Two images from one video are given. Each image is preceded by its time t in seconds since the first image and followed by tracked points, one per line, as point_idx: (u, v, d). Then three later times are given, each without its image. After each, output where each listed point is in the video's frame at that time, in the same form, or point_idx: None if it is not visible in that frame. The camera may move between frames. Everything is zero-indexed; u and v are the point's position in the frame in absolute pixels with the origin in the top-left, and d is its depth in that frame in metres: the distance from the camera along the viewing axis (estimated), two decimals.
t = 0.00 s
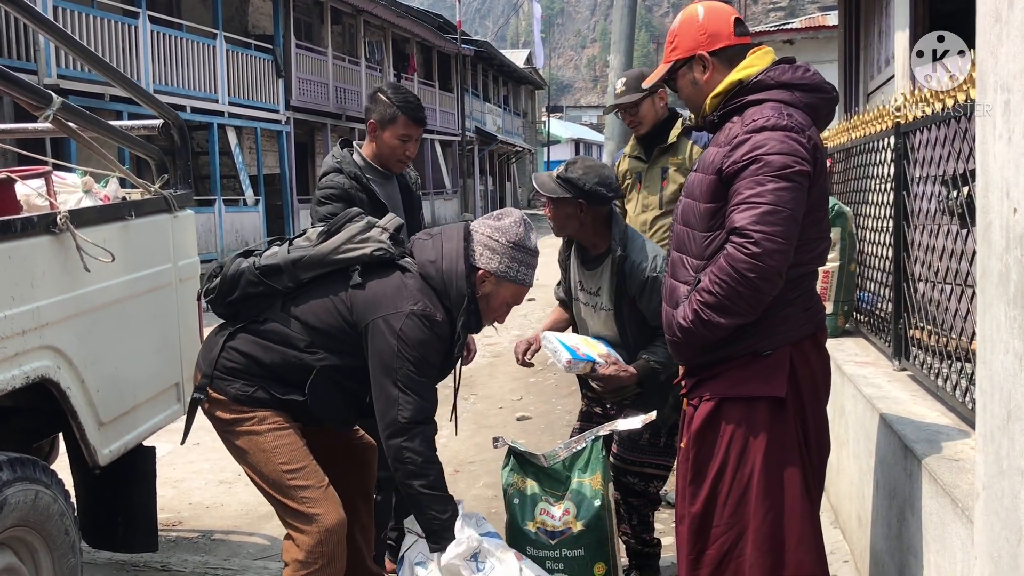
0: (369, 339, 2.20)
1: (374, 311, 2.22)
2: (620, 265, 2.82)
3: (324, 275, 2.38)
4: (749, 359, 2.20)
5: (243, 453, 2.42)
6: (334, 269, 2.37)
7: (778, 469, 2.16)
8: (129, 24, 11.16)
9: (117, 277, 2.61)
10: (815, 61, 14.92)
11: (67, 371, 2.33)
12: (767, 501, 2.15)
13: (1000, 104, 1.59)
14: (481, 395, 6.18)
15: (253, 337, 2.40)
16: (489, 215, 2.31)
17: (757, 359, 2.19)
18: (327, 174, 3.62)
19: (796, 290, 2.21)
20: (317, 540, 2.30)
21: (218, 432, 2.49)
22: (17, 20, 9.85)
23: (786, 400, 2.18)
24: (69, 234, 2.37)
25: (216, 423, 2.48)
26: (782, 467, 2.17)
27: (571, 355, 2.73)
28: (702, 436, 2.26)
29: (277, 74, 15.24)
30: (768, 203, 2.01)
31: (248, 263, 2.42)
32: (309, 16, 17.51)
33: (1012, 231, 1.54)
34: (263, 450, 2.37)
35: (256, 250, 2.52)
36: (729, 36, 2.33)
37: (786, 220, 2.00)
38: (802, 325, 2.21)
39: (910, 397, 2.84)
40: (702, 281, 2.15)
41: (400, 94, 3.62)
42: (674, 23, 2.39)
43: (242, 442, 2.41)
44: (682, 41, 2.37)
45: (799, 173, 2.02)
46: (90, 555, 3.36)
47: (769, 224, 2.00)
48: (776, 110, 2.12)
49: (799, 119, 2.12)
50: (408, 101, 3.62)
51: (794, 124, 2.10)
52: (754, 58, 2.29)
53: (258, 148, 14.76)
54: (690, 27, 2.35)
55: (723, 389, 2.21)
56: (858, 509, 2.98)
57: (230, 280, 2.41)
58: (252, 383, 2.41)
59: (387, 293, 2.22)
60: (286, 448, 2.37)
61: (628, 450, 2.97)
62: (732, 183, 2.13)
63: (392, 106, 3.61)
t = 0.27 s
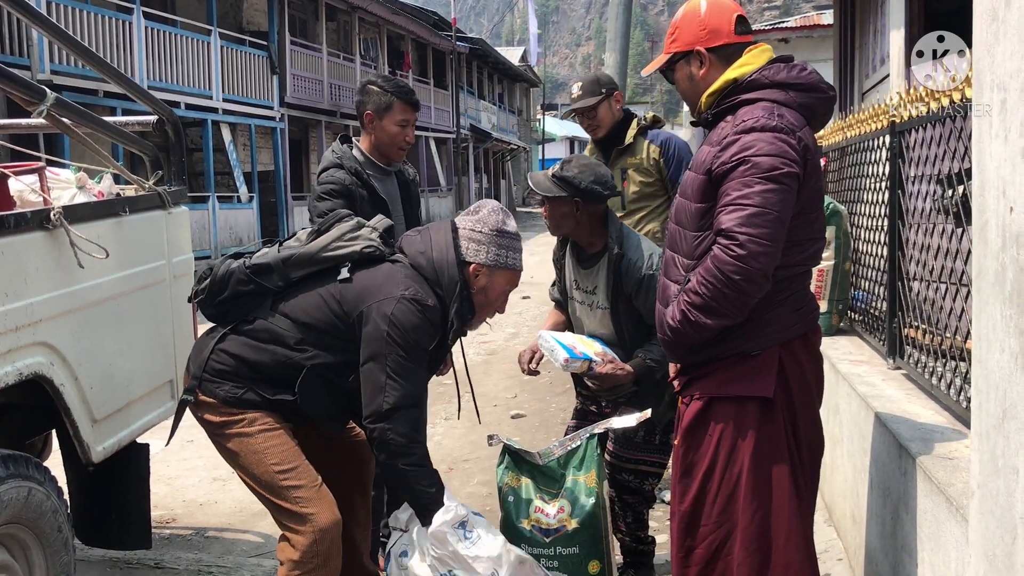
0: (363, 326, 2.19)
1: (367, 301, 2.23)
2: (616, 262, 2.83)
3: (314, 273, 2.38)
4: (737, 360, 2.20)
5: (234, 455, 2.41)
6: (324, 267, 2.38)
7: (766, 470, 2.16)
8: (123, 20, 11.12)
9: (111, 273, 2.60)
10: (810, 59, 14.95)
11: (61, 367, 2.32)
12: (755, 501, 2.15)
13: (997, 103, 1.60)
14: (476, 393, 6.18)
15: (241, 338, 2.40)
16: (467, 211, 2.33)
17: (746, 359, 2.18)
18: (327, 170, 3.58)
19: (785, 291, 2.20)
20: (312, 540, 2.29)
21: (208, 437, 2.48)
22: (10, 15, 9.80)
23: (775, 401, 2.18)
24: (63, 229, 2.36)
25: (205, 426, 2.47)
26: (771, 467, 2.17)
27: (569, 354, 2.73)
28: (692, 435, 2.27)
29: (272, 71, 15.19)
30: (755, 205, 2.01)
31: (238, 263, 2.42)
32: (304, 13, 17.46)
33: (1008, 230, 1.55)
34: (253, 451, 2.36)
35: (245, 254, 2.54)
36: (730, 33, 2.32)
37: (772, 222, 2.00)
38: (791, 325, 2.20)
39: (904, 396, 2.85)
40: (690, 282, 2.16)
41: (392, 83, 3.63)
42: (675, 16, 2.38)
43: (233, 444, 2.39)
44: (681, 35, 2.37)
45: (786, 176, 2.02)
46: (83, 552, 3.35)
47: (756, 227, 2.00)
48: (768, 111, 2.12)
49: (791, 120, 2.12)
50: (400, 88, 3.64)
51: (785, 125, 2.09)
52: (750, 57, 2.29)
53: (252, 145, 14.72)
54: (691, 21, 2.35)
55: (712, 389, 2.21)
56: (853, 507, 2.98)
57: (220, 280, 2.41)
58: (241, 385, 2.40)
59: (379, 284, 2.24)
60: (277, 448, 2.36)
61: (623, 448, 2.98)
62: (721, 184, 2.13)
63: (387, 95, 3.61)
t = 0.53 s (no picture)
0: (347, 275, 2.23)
1: (350, 251, 2.26)
2: (615, 261, 2.83)
3: (298, 239, 2.37)
4: (730, 360, 2.20)
5: (238, 441, 2.42)
6: (308, 232, 2.37)
7: (760, 471, 2.17)
8: (117, 17, 11.07)
9: (106, 270, 2.59)
10: (805, 59, 14.98)
11: (56, 364, 2.31)
12: (749, 501, 2.15)
13: (994, 104, 1.60)
14: (471, 391, 6.18)
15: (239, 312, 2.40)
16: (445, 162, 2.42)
17: (739, 359, 2.19)
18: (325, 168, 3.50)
19: (778, 291, 2.21)
20: (307, 534, 2.30)
21: (213, 420, 2.49)
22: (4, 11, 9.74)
23: (769, 400, 2.18)
24: (58, 226, 2.35)
25: (210, 411, 2.47)
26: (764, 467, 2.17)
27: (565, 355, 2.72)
28: (686, 435, 2.27)
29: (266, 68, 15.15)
30: (748, 205, 2.01)
31: (222, 241, 2.42)
32: (299, 10, 17.42)
33: (1004, 230, 1.55)
34: (257, 440, 2.37)
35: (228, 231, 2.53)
36: (732, 29, 2.33)
37: (765, 223, 2.00)
38: (784, 325, 2.21)
39: (898, 395, 2.86)
40: (684, 281, 2.16)
41: (393, 83, 3.64)
42: (676, 12, 2.38)
43: (237, 431, 2.40)
44: (682, 31, 2.37)
45: (781, 176, 2.02)
46: (77, 550, 3.34)
47: (749, 227, 2.00)
48: (764, 111, 2.13)
49: (787, 120, 2.13)
50: (402, 89, 3.65)
51: (781, 125, 2.10)
52: (749, 56, 2.30)
53: (247, 142, 14.68)
54: (692, 17, 2.35)
55: (707, 388, 2.22)
56: (847, 505, 3.00)
57: (209, 261, 2.42)
58: (245, 368, 2.39)
59: (362, 234, 2.27)
60: (280, 440, 2.37)
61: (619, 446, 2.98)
62: (716, 183, 2.13)
63: (388, 96, 3.62)
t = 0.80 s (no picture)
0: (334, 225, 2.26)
1: (338, 202, 2.30)
2: (615, 260, 2.83)
3: (292, 203, 2.40)
4: (735, 359, 2.20)
5: (252, 424, 2.42)
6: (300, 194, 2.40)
7: (764, 471, 2.17)
8: (115, 14, 11.05)
9: (104, 268, 2.58)
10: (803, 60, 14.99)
11: (54, 362, 2.31)
12: (752, 502, 2.15)
13: (995, 104, 1.61)
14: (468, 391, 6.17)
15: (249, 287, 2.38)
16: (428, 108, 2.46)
17: (743, 358, 2.19)
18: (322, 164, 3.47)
19: (781, 289, 2.22)
20: (308, 524, 2.31)
21: (228, 399, 2.48)
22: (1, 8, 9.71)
23: (772, 400, 2.19)
24: (57, 224, 2.34)
25: (228, 390, 2.47)
26: (767, 467, 2.17)
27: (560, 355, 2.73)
28: (688, 435, 2.27)
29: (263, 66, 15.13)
30: (757, 202, 2.01)
31: (217, 221, 2.44)
32: (297, 9, 17.39)
33: (1005, 230, 1.56)
34: (270, 426, 2.37)
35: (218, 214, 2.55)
36: (725, 29, 2.34)
37: (774, 219, 2.01)
38: (787, 324, 2.21)
39: (896, 395, 2.87)
40: (689, 279, 2.15)
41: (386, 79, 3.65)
42: (668, 13, 2.37)
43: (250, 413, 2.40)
44: (676, 32, 2.35)
45: (787, 173, 2.03)
46: (75, 548, 3.34)
47: (758, 224, 2.00)
48: (765, 108, 2.13)
49: (788, 117, 2.13)
50: (396, 86, 3.65)
51: (783, 123, 2.10)
52: (744, 56, 2.30)
53: (244, 141, 14.65)
54: (686, 18, 2.34)
55: (710, 388, 2.22)
56: (845, 505, 3.00)
57: (207, 243, 2.43)
58: (261, 345, 2.38)
59: (348, 184, 2.31)
60: (291, 429, 2.37)
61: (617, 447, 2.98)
62: (720, 182, 2.13)
63: (382, 91, 3.63)
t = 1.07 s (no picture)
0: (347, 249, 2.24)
1: (348, 225, 2.27)
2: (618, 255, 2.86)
3: (299, 216, 2.39)
4: (737, 356, 2.20)
5: (243, 424, 2.42)
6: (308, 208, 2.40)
7: (766, 468, 2.17)
8: (114, 11, 11.03)
9: (104, 265, 2.58)
10: (803, 59, 14.98)
11: (54, 359, 2.30)
12: (755, 499, 2.15)
13: (999, 102, 1.60)
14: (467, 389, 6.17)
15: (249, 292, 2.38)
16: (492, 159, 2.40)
17: (745, 355, 2.19)
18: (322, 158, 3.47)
19: (782, 286, 2.22)
20: (302, 519, 2.31)
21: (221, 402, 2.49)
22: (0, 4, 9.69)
23: (774, 397, 2.19)
24: (56, 220, 2.33)
25: (219, 390, 2.47)
26: (770, 464, 2.17)
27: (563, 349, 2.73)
28: (690, 433, 2.26)
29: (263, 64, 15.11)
30: (752, 195, 2.01)
31: (227, 223, 2.46)
32: (296, 6, 17.36)
33: (1009, 229, 1.55)
34: (260, 423, 2.37)
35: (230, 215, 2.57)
36: (713, 29, 2.34)
37: (770, 211, 2.00)
38: (788, 320, 2.21)
39: (897, 394, 2.86)
40: (688, 276, 2.15)
41: (386, 73, 3.66)
42: (657, 17, 2.38)
43: (240, 412, 2.41)
44: (664, 34, 2.36)
45: (781, 165, 2.02)
46: (74, 545, 3.33)
47: (754, 216, 2.00)
48: (756, 103, 2.12)
49: (780, 111, 2.13)
50: (394, 78, 3.66)
51: (775, 116, 2.10)
52: (732, 53, 2.30)
53: (243, 138, 14.64)
54: (674, 20, 2.35)
55: (712, 385, 2.21)
56: (845, 504, 3.00)
57: (213, 243, 2.45)
58: (255, 348, 2.37)
59: (360, 208, 2.28)
60: (282, 424, 2.37)
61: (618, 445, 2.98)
62: (714, 177, 2.13)
63: (381, 85, 3.63)
